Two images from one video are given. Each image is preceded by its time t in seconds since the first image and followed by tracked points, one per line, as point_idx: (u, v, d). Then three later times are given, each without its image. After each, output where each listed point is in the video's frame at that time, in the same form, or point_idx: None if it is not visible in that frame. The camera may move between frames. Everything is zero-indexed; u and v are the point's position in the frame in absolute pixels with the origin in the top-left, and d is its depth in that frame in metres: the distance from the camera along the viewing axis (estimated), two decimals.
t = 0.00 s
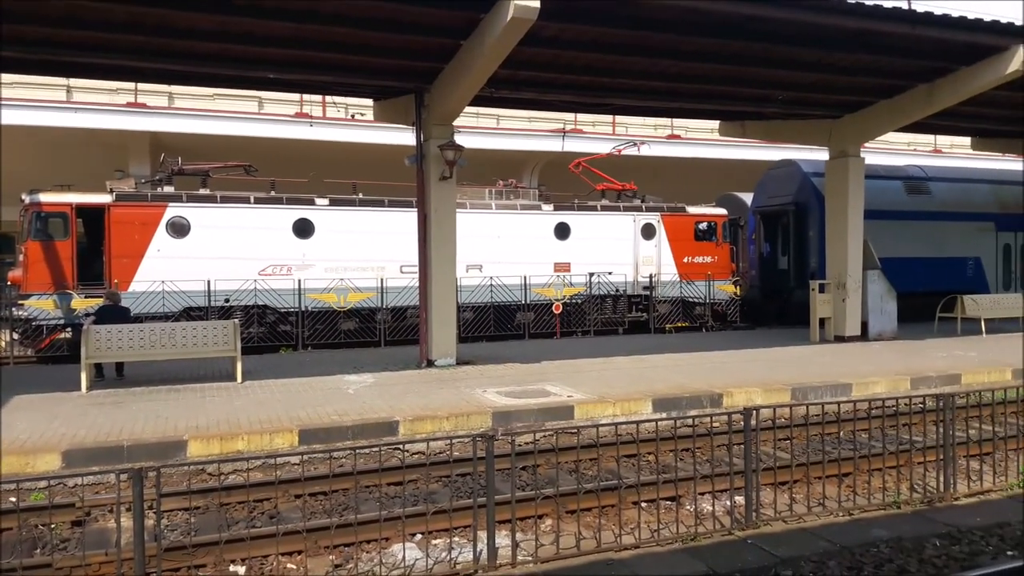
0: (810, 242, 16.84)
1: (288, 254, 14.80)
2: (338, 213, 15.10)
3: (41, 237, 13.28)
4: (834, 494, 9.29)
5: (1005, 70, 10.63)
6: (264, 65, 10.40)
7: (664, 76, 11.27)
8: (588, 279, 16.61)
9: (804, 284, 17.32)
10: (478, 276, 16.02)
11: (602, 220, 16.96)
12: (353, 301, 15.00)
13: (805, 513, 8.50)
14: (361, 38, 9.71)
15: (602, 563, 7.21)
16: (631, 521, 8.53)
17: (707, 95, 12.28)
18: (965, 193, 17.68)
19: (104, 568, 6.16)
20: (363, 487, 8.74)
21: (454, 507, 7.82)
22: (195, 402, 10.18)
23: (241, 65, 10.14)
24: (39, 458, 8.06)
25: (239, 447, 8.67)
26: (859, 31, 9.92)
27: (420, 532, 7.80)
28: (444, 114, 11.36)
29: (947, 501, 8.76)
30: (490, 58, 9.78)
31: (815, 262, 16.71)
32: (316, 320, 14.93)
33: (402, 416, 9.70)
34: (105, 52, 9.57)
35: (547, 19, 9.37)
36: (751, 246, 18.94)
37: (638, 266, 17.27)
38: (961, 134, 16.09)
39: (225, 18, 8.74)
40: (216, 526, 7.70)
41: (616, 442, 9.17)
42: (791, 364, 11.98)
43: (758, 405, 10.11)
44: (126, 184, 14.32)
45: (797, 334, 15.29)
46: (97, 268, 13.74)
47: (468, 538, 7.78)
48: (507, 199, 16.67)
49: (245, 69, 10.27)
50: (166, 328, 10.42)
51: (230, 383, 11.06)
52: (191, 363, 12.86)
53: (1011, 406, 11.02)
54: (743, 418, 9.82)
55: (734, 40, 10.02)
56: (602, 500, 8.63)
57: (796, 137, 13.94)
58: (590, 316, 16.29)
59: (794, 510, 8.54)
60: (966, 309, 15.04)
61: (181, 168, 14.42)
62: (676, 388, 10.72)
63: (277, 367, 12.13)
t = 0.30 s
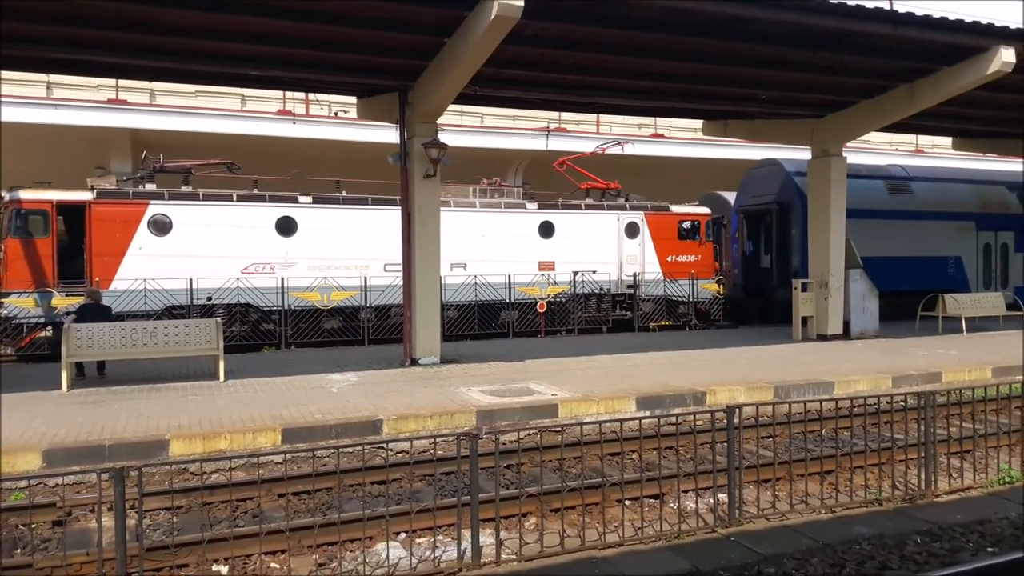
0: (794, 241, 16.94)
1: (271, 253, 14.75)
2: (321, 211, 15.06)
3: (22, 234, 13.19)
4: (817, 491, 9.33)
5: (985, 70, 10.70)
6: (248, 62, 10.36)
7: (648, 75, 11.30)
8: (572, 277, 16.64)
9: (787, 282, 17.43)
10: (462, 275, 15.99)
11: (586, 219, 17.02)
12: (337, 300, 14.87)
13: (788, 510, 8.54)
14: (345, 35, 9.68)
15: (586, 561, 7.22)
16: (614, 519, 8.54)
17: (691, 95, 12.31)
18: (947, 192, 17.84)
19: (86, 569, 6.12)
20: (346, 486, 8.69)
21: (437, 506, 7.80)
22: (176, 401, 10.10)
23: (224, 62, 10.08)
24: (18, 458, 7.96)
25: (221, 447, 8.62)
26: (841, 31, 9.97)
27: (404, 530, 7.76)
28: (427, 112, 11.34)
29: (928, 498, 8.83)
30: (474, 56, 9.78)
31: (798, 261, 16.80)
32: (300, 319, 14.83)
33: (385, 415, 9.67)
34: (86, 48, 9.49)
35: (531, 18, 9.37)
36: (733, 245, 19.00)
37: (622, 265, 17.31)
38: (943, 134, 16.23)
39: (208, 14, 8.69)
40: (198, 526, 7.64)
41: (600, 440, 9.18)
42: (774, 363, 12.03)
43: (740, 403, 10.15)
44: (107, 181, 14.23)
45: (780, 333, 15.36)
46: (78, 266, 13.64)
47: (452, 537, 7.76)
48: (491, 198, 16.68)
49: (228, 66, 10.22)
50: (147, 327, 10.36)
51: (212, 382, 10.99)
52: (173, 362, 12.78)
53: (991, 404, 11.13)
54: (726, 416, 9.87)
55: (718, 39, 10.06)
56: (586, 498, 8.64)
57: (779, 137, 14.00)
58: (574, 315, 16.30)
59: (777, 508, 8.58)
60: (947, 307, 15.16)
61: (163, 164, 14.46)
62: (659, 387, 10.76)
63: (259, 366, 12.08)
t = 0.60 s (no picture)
0: (777, 240, 17.03)
1: (255, 251, 14.65)
2: (305, 209, 15.00)
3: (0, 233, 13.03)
4: (801, 488, 9.39)
5: (965, 71, 10.81)
6: (232, 60, 10.30)
7: (633, 75, 11.33)
8: (558, 276, 16.66)
9: (770, 281, 17.52)
10: (448, 273, 15.95)
11: (571, 218, 17.05)
12: (321, 299, 14.91)
13: (772, 507, 8.59)
14: (329, 33, 9.63)
15: (571, 559, 7.23)
16: (600, 517, 8.54)
17: (676, 94, 12.36)
18: (929, 191, 18.00)
19: (67, 571, 6.07)
20: (331, 486, 8.64)
21: (422, 505, 7.78)
22: (159, 401, 10.01)
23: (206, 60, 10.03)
24: None
25: (205, 447, 8.56)
26: (824, 31, 10.04)
27: (389, 530, 7.72)
28: (413, 110, 11.31)
29: (911, 495, 8.90)
30: (459, 55, 9.77)
31: (781, 260, 16.89)
32: (283, 318, 14.71)
33: (371, 414, 9.63)
34: (65, 45, 9.40)
35: (516, 16, 9.36)
36: (718, 244, 19.11)
37: (608, 264, 17.36)
38: (925, 134, 16.38)
39: (189, 12, 8.63)
40: (181, 526, 7.57)
41: (586, 439, 9.17)
42: (758, 361, 12.10)
43: (725, 401, 10.20)
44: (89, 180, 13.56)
45: (764, 331, 15.43)
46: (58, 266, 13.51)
47: (437, 536, 7.74)
48: (477, 196, 16.67)
49: (211, 63, 10.17)
50: (130, 326, 10.26)
51: (195, 382, 10.91)
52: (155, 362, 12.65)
53: (972, 401, 11.23)
54: (711, 414, 9.91)
55: (702, 39, 10.10)
56: (572, 497, 8.64)
57: (763, 136, 14.09)
58: (560, 314, 16.30)
59: (761, 505, 8.62)
60: (928, 305, 15.28)
61: (146, 163, 14.67)
62: (646, 385, 10.78)
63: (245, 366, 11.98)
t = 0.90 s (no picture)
0: (759, 238, 17.13)
1: (236, 251, 14.55)
2: (287, 209, 14.92)
3: None
4: (782, 485, 9.45)
5: (944, 71, 10.91)
6: (213, 58, 10.23)
7: (615, 74, 11.35)
8: (542, 276, 16.67)
9: (752, 279, 17.61)
10: (431, 273, 15.92)
11: (554, 217, 17.07)
12: (304, 299, 14.82)
13: (754, 504, 8.64)
14: (310, 32, 9.58)
15: (555, 559, 7.23)
16: (583, 515, 8.55)
17: (659, 93, 12.39)
18: (910, 191, 18.16)
19: (45, 575, 6.00)
20: (314, 487, 8.60)
21: (405, 505, 7.75)
22: (139, 402, 9.95)
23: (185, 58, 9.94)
24: None
25: (185, 448, 8.50)
26: (805, 31, 10.09)
27: (372, 531, 7.68)
28: (395, 109, 11.29)
29: (891, 492, 8.98)
30: (442, 54, 9.75)
31: (763, 259, 16.98)
32: (265, 318, 14.72)
33: (353, 415, 9.59)
34: (41, 43, 9.29)
35: (498, 16, 9.34)
36: (700, 242, 19.18)
37: (591, 263, 17.37)
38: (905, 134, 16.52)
39: (167, 10, 8.55)
40: (162, 529, 7.50)
41: (569, 437, 9.17)
42: (740, 359, 12.17)
43: (707, 399, 10.26)
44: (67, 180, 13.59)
45: (747, 329, 15.50)
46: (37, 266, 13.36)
47: (420, 537, 7.72)
48: (460, 195, 16.65)
49: (191, 61, 10.09)
50: (109, 327, 10.18)
51: (176, 383, 10.83)
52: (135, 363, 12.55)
53: (951, 398, 11.35)
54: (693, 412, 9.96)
55: (684, 39, 10.12)
56: (555, 496, 8.64)
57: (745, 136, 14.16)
58: (544, 313, 16.29)
59: (743, 502, 8.67)
60: (908, 302, 15.40)
61: (125, 162, 14.21)
62: (629, 384, 10.81)
63: (226, 367, 11.91)
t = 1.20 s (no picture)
0: (741, 238, 17.23)
1: (218, 251, 14.47)
2: (269, 209, 14.85)
3: None
4: (763, 482, 9.50)
5: (922, 71, 11.03)
6: (193, 57, 10.18)
7: (597, 74, 11.38)
8: (525, 275, 16.69)
9: (734, 278, 17.71)
10: (415, 273, 15.90)
11: (538, 217, 17.09)
12: (286, 299, 14.77)
13: (736, 502, 8.69)
14: (290, 31, 9.55)
15: (539, 558, 7.24)
16: (567, 515, 8.57)
17: (641, 93, 12.44)
18: (890, 190, 18.34)
19: None
20: (296, 488, 8.56)
21: (388, 506, 7.74)
22: (119, 403, 9.89)
23: (165, 57, 9.88)
24: None
25: (167, 451, 8.45)
26: (785, 32, 10.18)
27: (356, 532, 7.66)
28: (377, 109, 11.27)
29: (872, 488, 9.07)
30: (424, 54, 9.75)
31: (745, 258, 17.09)
32: (248, 319, 14.60)
33: (336, 415, 9.55)
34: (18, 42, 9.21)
35: (479, 15, 9.35)
36: (683, 241, 19.29)
37: (574, 262, 17.45)
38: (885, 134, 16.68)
39: (146, 8, 8.50)
40: (144, 532, 7.43)
41: (553, 436, 9.19)
42: (722, 358, 12.23)
43: (690, 398, 10.32)
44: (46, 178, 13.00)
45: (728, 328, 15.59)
46: (15, 267, 13.25)
47: (404, 537, 7.71)
48: (443, 195, 16.65)
49: (170, 61, 10.03)
50: (89, 329, 10.09)
51: (158, 385, 10.75)
52: (116, 364, 12.47)
53: (929, 395, 11.47)
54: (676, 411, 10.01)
55: (664, 39, 10.17)
56: (539, 495, 8.65)
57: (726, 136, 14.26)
58: (528, 312, 16.31)
59: (725, 500, 8.72)
60: (888, 301, 15.54)
61: (106, 162, 14.23)
62: (613, 382, 10.84)
63: (208, 368, 11.84)
